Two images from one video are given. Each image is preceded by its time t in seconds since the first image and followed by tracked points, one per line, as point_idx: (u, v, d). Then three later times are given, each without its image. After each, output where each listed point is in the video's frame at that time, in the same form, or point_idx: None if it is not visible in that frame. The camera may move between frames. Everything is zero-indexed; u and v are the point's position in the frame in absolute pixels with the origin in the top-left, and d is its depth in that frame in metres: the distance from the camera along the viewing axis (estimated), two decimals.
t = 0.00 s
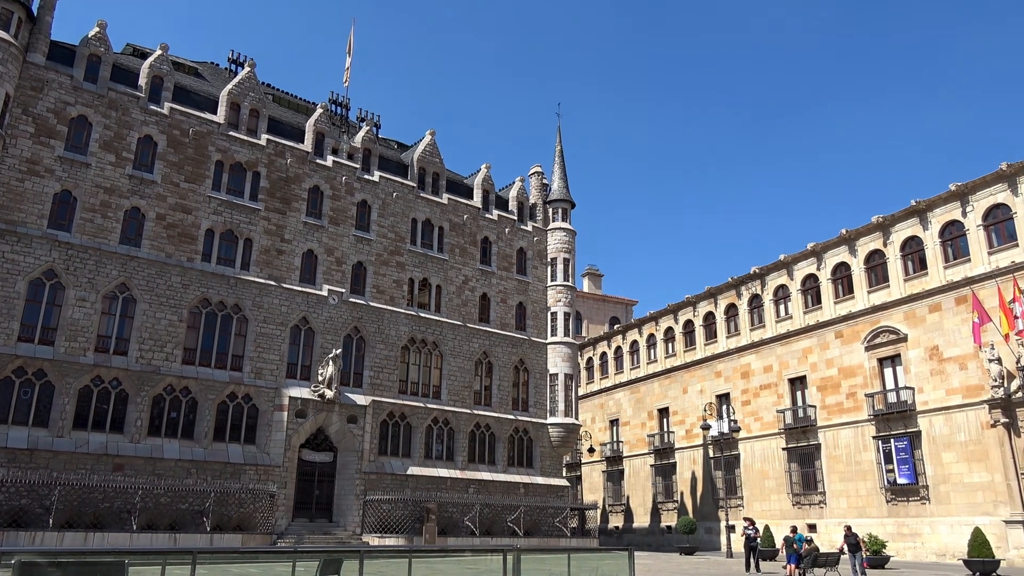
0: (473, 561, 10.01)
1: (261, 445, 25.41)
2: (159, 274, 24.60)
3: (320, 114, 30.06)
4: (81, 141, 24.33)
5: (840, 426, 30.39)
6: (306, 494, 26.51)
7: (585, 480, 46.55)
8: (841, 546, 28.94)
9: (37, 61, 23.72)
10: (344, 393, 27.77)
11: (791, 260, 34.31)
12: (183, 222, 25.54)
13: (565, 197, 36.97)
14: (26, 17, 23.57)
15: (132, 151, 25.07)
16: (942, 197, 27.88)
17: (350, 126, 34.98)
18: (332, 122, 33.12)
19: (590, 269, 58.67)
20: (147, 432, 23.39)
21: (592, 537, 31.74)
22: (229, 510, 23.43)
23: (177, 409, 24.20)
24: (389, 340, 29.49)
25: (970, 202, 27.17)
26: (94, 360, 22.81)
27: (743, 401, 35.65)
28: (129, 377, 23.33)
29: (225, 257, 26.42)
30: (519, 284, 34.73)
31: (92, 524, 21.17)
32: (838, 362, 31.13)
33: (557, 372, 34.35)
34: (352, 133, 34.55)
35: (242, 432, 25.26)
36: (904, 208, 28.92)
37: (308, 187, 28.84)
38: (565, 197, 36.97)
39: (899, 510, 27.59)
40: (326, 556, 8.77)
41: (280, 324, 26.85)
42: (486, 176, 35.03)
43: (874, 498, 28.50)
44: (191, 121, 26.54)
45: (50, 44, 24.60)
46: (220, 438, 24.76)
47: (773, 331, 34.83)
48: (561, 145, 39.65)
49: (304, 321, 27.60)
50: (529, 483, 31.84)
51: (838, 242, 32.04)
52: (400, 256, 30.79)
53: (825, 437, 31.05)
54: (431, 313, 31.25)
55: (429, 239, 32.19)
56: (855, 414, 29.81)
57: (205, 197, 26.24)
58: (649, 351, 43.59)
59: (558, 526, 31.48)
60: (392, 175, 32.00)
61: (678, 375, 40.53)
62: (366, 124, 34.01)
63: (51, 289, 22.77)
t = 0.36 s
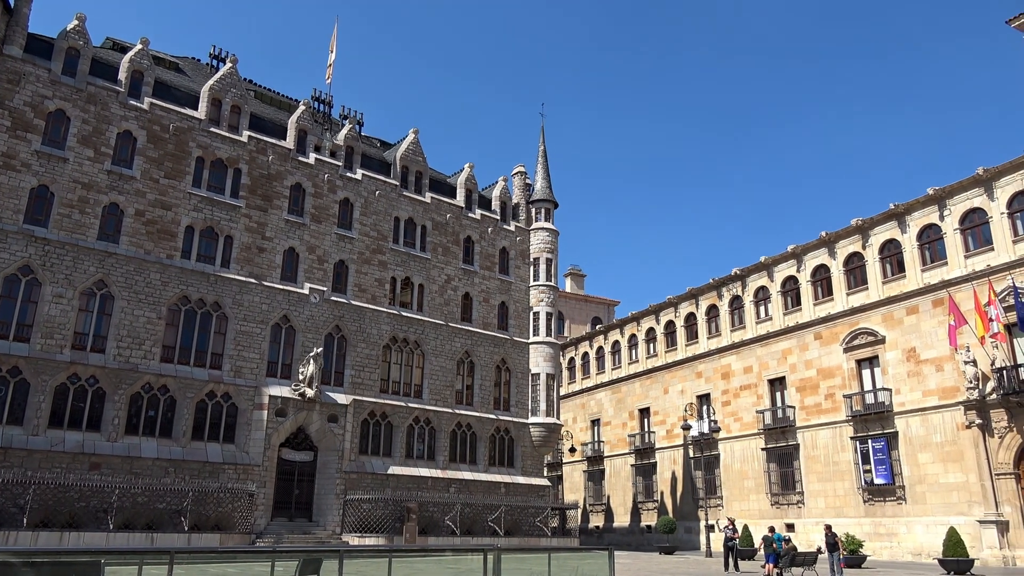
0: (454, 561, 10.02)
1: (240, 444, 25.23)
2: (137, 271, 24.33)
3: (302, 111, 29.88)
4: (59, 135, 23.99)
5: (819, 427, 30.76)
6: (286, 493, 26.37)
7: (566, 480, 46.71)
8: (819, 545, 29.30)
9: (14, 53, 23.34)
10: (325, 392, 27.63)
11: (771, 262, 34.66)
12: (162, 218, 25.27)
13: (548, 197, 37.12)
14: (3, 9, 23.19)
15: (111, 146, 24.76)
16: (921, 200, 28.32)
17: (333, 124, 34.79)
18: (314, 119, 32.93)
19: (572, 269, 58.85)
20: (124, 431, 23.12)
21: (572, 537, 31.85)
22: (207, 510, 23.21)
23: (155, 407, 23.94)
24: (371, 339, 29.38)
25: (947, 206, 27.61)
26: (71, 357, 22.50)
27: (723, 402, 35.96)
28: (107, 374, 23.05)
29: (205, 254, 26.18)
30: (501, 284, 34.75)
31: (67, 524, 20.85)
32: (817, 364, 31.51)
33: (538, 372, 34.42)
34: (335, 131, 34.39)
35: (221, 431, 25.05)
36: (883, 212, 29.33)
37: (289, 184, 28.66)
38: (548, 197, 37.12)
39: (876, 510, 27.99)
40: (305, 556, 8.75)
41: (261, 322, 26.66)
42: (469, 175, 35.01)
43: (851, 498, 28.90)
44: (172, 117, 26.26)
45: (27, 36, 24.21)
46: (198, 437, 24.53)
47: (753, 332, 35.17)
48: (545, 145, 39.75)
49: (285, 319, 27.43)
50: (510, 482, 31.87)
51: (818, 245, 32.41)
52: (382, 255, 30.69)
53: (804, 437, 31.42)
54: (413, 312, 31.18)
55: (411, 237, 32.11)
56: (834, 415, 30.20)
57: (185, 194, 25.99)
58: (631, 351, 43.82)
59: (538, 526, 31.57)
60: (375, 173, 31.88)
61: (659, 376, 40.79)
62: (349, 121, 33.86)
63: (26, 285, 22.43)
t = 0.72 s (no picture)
0: (433, 561, 10.03)
1: (217, 443, 25.02)
2: (114, 268, 24.01)
3: (283, 108, 29.66)
4: (34, 129, 23.61)
5: (796, 427, 31.14)
6: (264, 493, 26.20)
7: (547, 479, 46.85)
8: (796, 544, 29.67)
9: None
10: (304, 390, 27.48)
11: (751, 264, 35.00)
12: (140, 215, 24.96)
13: (530, 197, 37.21)
14: None
15: (88, 141, 24.41)
16: (898, 204, 28.76)
17: (314, 121, 34.57)
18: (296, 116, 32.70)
19: (554, 269, 59.00)
20: (100, 429, 22.81)
21: (551, 536, 31.99)
22: (184, 509, 22.97)
23: (131, 406, 23.65)
24: (351, 338, 29.26)
25: (924, 209, 28.07)
26: (45, 355, 22.17)
27: (702, 402, 36.27)
28: (82, 372, 22.73)
29: (183, 251, 25.92)
30: (483, 283, 34.76)
31: (40, 523, 20.54)
32: (795, 364, 31.89)
33: (519, 372, 34.49)
34: (316, 128, 34.18)
35: (198, 430, 24.82)
36: (861, 215, 29.76)
37: (270, 181, 28.46)
38: (530, 197, 37.21)
39: (852, 510, 28.38)
40: (282, 556, 8.71)
41: (240, 320, 26.44)
42: (451, 175, 34.97)
43: (828, 498, 29.29)
44: (150, 112, 25.94)
45: (2, 28, 23.78)
46: (175, 436, 24.29)
47: (733, 333, 35.51)
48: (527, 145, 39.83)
49: (264, 317, 27.23)
50: (490, 482, 31.92)
51: (797, 247, 32.79)
52: (363, 254, 30.56)
53: (782, 437, 31.79)
54: (394, 311, 31.09)
55: (392, 236, 32.01)
56: (811, 416, 30.58)
57: (164, 190, 25.70)
58: (611, 351, 44.03)
59: (518, 525, 31.66)
60: (356, 171, 31.73)
61: (639, 376, 41.03)
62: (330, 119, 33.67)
63: None
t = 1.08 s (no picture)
0: (412, 560, 10.04)
1: (195, 442, 24.79)
2: (90, 264, 23.69)
3: (263, 105, 29.43)
4: (8, 123, 23.23)
5: (774, 427, 31.51)
6: (242, 493, 26.01)
7: (526, 479, 46.96)
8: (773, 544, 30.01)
9: None
10: (283, 389, 27.30)
11: (730, 265, 35.33)
12: (117, 211, 24.65)
13: (512, 196, 37.27)
14: None
15: (64, 136, 24.05)
16: (875, 207, 29.20)
17: (295, 118, 34.34)
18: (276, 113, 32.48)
19: (534, 269, 59.11)
20: (74, 428, 22.48)
21: (530, 536, 32.11)
22: (160, 509, 22.73)
23: (107, 404, 23.35)
24: (331, 337, 29.10)
25: (900, 212, 28.53)
26: (19, 352, 21.81)
27: (682, 402, 36.58)
28: (56, 370, 22.40)
29: (161, 248, 25.64)
30: (464, 283, 34.74)
31: (13, 523, 20.20)
32: (773, 365, 32.27)
33: (499, 372, 34.55)
34: (297, 125, 33.96)
35: (175, 429, 24.58)
36: (839, 218, 30.18)
37: (249, 178, 28.23)
38: (512, 197, 37.27)
39: (828, 509, 28.77)
40: (260, 555, 8.68)
41: (218, 318, 26.22)
42: (432, 173, 34.91)
43: (804, 497, 29.67)
44: (128, 108, 25.61)
45: None
46: (152, 435, 24.03)
47: (712, 334, 35.84)
48: (509, 145, 39.87)
49: (243, 315, 27.01)
50: (470, 482, 31.94)
51: (776, 248, 33.17)
52: (344, 252, 30.42)
53: (759, 438, 32.15)
54: (374, 310, 30.98)
55: (373, 235, 31.89)
56: (788, 416, 30.95)
57: (141, 186, 25.39)
58: (592, 351, 44.22)
59: (498, 525, 31.72)
60: (337, 169, 31.57)
61: (619, 376, 41.26)
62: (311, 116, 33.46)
63: None
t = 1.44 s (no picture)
0: (392, 561, 10.04)
1: (172, 441, 24.55)
2: (66, 261, 23.34)
3: (244, 101, 29.18)
4: None
5: (753, 428, 31.84)
6: (220, 492, 25.81)
7: (507, 479, 47.02)
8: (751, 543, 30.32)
9: None
10: (262, 388, 27.10)
11: (711, 266, 35.62)
12: (94, 207, 24.32)
13: (494, 196, 37.30)
14: None
15: (40, 130, 23.69)
16: (853, 210, 29.60)
17: (276, 115, 34.08)
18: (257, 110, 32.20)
19: (517, 268, 59.18)
20: (49, 427, 22.15)
21: (511, 535, 32.21)
22: (137, 509, 22.47)
23: (83, 403, 23.04)
24: (311, 335, 28.93)
25: (878, 215, 28.94)
26: None
27: (662, 402, 36.84)
28: (31, 368, 22.05)
29: (139, 245, 25.34)
30: (445, 282, 34.70)
31: None
32: (753, 366, 32.60)
33: (480, 371, 34.57)
34: (278, 122, 33.71)
35: (152, 428, 24.31)
36: (818, 220, 30.55)
37: (229, 175, 27.99)
38: (494, 196, 37.30)
39: (806, 509, 29.12)
40: (238, 556, 8.65)
41: (197, 316, 25.98)
42: (415, 172, 34.81)
43: (782, 497, 30.02)
44: (106, 102, 25.28)
45: None
46: (129, 434, 23.75)
47: (693, 334, 36.13)
48: (492, 144, 39.90)
49: (222, 313, 26.78)
50: (451, 481, 31.93)
51: (756, 250, 33.51)
52: (325, 251, 30.25)
53: (738, 438, 32.46)
54: (355, 309, 30.85)
55: (355, 233, 31.76)
56: (767, 416, 31.28)
57: (119, 182, 25.07)
58: (573, 351, 44.37)
59: (478, 524, 31.76)
60: (319, 167, 31.38)
61: (600, 376, 41.45)
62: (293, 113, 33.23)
63: None
